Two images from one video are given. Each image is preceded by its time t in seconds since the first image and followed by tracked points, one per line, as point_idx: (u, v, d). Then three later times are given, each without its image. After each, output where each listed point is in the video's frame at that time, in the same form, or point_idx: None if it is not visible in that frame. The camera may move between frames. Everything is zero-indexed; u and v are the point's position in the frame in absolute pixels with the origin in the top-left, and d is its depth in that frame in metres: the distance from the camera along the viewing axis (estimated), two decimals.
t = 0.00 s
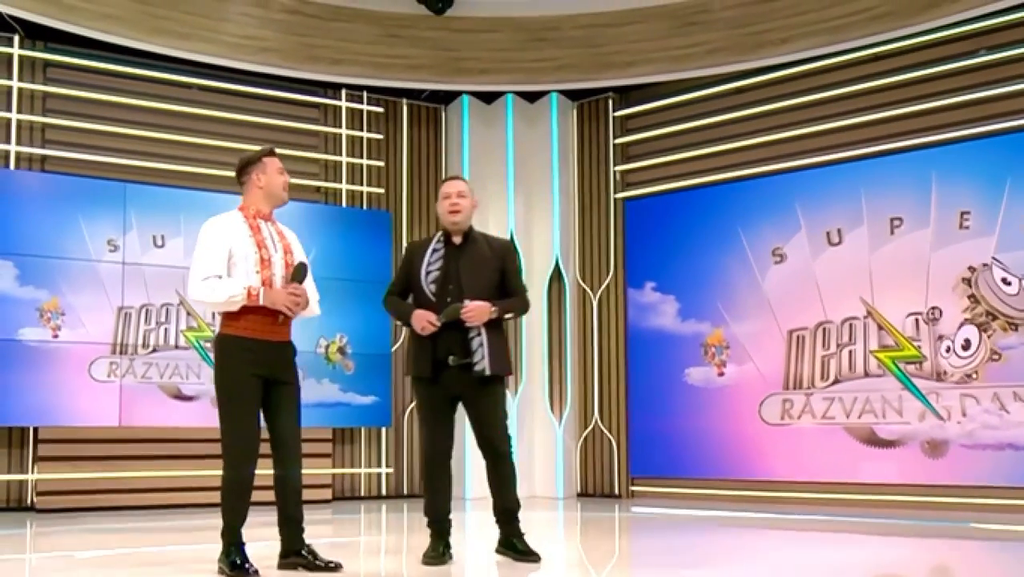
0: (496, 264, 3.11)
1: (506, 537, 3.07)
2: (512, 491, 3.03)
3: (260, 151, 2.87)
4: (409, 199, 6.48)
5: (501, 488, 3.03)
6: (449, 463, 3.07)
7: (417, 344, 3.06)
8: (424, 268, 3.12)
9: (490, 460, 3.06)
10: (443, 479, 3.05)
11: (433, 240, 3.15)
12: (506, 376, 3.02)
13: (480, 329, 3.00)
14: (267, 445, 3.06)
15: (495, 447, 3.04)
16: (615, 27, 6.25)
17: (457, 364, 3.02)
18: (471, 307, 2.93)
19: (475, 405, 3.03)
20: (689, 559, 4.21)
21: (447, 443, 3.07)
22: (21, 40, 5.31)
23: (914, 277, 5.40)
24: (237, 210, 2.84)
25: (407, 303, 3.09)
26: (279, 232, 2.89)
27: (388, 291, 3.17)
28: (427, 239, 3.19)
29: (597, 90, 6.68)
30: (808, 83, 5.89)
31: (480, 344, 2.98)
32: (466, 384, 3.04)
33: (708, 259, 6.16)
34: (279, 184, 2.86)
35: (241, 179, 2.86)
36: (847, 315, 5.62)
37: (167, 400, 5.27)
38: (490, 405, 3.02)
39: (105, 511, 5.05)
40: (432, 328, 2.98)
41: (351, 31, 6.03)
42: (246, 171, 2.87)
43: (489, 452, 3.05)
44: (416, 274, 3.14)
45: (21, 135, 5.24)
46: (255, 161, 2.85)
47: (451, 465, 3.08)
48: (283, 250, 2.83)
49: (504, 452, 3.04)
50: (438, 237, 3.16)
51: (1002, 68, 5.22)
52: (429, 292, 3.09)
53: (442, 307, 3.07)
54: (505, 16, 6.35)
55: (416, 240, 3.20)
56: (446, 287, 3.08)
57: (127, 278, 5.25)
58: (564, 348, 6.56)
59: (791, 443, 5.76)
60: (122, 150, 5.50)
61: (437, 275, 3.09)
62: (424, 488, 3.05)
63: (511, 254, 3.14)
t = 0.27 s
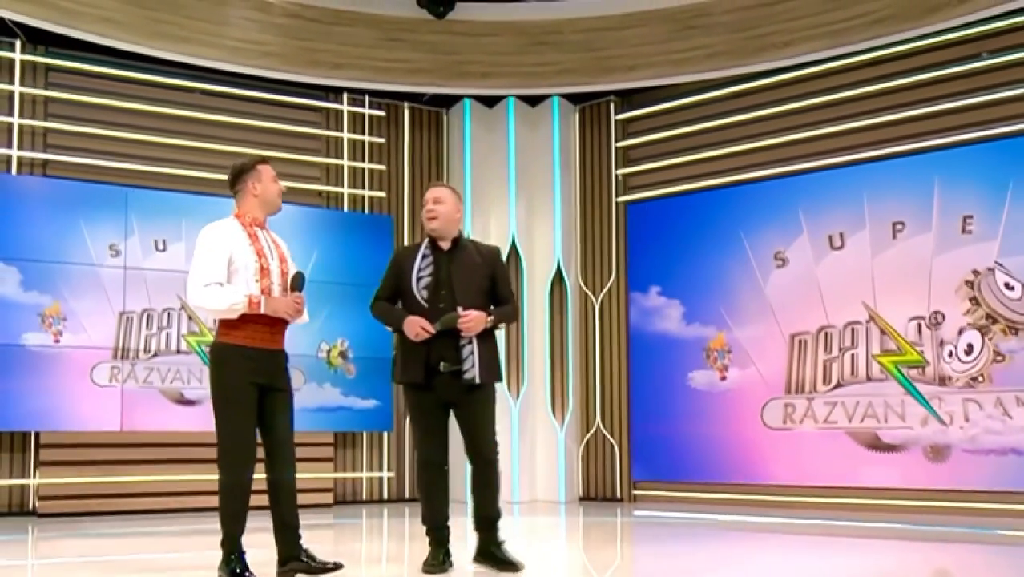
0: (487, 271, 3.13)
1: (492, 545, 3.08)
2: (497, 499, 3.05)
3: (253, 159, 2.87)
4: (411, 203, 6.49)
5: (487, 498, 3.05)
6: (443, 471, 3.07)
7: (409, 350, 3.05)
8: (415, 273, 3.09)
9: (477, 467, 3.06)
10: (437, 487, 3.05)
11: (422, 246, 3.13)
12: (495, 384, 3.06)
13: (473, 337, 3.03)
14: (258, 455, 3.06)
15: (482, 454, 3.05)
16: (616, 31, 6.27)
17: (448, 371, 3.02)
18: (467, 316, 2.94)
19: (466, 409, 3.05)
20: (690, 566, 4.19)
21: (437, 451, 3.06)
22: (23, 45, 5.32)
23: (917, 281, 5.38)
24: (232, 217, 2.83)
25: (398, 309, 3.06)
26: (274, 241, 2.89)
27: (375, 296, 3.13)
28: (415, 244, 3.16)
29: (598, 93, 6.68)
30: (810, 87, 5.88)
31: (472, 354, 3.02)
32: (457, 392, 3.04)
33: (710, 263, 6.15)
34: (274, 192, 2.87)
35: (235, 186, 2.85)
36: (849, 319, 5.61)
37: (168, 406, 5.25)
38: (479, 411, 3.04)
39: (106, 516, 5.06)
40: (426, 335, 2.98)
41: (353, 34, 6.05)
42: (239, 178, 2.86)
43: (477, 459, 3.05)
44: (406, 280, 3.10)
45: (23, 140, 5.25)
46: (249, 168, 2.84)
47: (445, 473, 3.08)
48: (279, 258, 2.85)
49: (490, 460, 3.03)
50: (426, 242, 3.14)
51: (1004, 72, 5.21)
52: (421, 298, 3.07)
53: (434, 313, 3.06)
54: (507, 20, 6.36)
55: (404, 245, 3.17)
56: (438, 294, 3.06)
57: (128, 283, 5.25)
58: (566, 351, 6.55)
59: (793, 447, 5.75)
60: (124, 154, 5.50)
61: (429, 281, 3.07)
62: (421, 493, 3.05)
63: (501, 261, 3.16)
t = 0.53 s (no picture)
0: (483, 279, 3.13)
1: (485, 554, 3.10)
2: (491, 509, 3.07)
3: (252, 170, 2.87)
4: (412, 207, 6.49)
5: (482, 508, 3.07)
6: (440, 480, 3.09)
7: (407, 361, 3.05)
8: (411, 284, 3.09)
9: (470, 475, 3.08)
10: (436, 496, 3.07)
11: (417, 258, 3.13)
12: (494, 392, 3.07)
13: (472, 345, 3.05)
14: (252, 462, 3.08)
15: (472, 462, 3.08)
16: (620, 35, 6.23)
17: (448, 380, 3.03)
18: (466, 323, 2.96)
19: (460, 416, 3.07)
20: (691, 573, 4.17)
21: (436, 461, 3.07)
22: (25, 51, 5.34)
23: (920, 287, 5.37)
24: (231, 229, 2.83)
25: (395, 321, 3.06)
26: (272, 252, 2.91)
27: (372, 307, 3.14)
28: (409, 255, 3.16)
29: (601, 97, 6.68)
30: (813, 91, 5.87)
31: (472, 363, 3.03)
32: (458, 400, 3.06)
33: (712, 268, 6.14)
34: (274, 204, 2.88)
35: (234, 197, 2.85)
36: (852, 324, 5.60)
37: (170, 411, 5.26)
38: (473, 417, 3.06)
39: (108, 521, 5.06)
40: (424, 344, 2.99)
41: (355, 40, 6.03)
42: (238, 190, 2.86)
43: (468, 466, 3.08)
44: (402, 292, 3.11)
45: (25, 146, 5.27)
46: (248, 180, 2.85)
47: (444, 482, 3.09)
48: (278, 268, 2.87)
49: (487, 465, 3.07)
50: (419, 252, 3.14)
51: (1007, 76, 5.19)
52: (417, 309, 3.08)
53: (432, 322, 3.06)
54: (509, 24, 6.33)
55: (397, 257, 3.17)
56: (435, 304, 3.06)
57: (130, 288, 5.26)
58: (568, 355, 6.55)
59: (794, 452, 5.75)
60: (125, 159, 5.52)
61: (426, 291, 3.08)
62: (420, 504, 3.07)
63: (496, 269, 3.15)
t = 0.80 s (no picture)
0: (481, 287, 3.14)
1: (484, 563, 3.10)
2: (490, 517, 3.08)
3: (256, 180, 2.88)
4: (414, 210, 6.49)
5: (481, 518, 3.08)
6: (440, 489, 3.08)
7: (407, 371, 3.07)
8: (409, 293, 3.11)
9: (470, 484, 3.09)
10: (436, 506, 3.06)
11: (414, 267, 3.15)
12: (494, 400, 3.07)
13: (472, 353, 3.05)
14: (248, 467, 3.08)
15: (471, 470, 3.08)
16: (620, 38, 6.21)
17: (448, 389, 3.04)
18: (466, 330, 2.96)
19: (459, 425, 3.07)
20: None
21: (436, 470, 3.06)
22: (26, 56, 5.35)
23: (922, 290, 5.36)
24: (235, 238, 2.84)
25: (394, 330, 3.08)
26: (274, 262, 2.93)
27: (371, 318, 3.16)
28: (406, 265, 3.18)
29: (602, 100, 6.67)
30: (815, 94, 5.85)
31: (472, 370, 3.03)
32: (458, 409, 3.05)
33: (714, 271, 6.13)
34: (276, 215, 2.89)
35: (238, 206, 2.85)
36: (854, 328, 5.59)
37: (172, 415, 5.26)
38: (472, 425, 3.06)
39: (109, 526, 5.06)
40: (424, 354, 2.99)
41: (355, 43, 6.02)
42: (241, 200, 2.87)
43: (467, 475, 3.09)
44: (400, 301, 3.12)
45: (27, 150, 5.28)
46: (251, 190, 2.86)
47: (445, 491, 3.09)
48: (279, 279, 2.88)
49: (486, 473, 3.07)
50: (417, 261, 3.16)
51: (1009, 80, 5.18)
52: (416, 317, 3.09)
53: (432, 331, 3.07)
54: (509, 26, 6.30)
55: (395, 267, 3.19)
56: (433, 312, 3.08)
57: (131, 293, 5.26)
58: (569, 358, 6.54)
59: (796, 456, 5.74)
60: (126, 163, 5.52)
61: (424, 300, 3.09)
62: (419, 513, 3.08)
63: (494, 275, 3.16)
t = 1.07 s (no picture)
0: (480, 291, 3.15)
1: (483, 566, 3.11)
2: (489, 521, 3.08)
3: (258, 185, 2.88)
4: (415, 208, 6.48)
5: (482, 521, 3.08)
6: (439, 493, 3.09)
7: (408, 375, 3.06)
8: (409, 298, 3.11)
9: (469, 487, 3.09)
10: (435, 510, 3.08)
11: (414, 271, 3.15)
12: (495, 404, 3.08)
13: (474, 355, 3.06)
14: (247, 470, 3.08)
15: (470, 474, 3.09)
16: (620, 35, 6.19)
17: (449, 394, 3.04)
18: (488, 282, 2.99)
19: (459, 429, 3.07)
20: None
21: (436, 474, 3.07)
22: (26, 55, 5.34)
23: (924, 290, 5.34)
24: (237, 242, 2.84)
25: (394, 334, 3.07)
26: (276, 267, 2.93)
27: (369, 321, 3.15)
28: (405, 269, 3.18)
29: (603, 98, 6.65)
30: (816, 93, 5.84)
31: (473, 375, 3.03)
32: (459, 412, 3.05)
33: (715, 270, 6.12)
34: (279, 220, 2.89)
35: (241, 211, 2.85)
36: (855, 327, 5.58)
37: (173, 414, 5.26)
38: (472, 429, 3.06)
39: (111, 525, 5.07)
40: (426, 361, 2.98)
41: (355, 41, 6.01)
42: (244, 203, 2.86)
43: (466, 478, 3.09)
44: (400, 305, 3.12)
45: (27, 149, 5.28)
46: (256, 196, 2.86)
47: (444, 495, 3.09)
48: (280, 285, 2.89)
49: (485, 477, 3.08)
50: (416, 265, 3.16)
51: (1012, 78, 5.16)
52: (417, 321, 3.09)
53: (432, 335, 3.07)
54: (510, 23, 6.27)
55: (394, 271, 3.18)
56: (434, 317, 3.08)
57: (132, 292, 5.26)
58: (570, 356, 6.54)
59: (797, 456, 5.73)
60: (126, 162, 5.52)
61: (425, 304, 3.09)
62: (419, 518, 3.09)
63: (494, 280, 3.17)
